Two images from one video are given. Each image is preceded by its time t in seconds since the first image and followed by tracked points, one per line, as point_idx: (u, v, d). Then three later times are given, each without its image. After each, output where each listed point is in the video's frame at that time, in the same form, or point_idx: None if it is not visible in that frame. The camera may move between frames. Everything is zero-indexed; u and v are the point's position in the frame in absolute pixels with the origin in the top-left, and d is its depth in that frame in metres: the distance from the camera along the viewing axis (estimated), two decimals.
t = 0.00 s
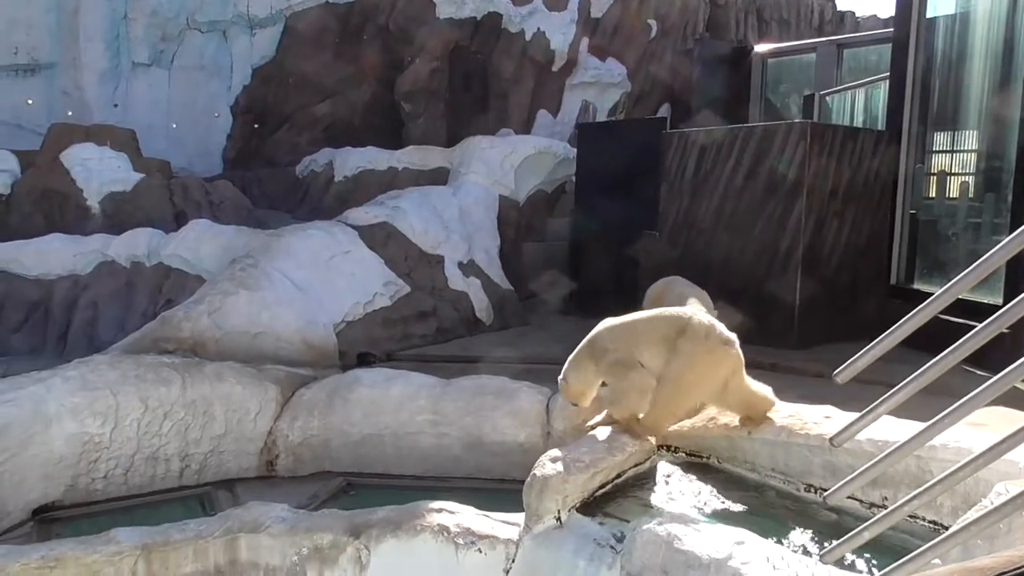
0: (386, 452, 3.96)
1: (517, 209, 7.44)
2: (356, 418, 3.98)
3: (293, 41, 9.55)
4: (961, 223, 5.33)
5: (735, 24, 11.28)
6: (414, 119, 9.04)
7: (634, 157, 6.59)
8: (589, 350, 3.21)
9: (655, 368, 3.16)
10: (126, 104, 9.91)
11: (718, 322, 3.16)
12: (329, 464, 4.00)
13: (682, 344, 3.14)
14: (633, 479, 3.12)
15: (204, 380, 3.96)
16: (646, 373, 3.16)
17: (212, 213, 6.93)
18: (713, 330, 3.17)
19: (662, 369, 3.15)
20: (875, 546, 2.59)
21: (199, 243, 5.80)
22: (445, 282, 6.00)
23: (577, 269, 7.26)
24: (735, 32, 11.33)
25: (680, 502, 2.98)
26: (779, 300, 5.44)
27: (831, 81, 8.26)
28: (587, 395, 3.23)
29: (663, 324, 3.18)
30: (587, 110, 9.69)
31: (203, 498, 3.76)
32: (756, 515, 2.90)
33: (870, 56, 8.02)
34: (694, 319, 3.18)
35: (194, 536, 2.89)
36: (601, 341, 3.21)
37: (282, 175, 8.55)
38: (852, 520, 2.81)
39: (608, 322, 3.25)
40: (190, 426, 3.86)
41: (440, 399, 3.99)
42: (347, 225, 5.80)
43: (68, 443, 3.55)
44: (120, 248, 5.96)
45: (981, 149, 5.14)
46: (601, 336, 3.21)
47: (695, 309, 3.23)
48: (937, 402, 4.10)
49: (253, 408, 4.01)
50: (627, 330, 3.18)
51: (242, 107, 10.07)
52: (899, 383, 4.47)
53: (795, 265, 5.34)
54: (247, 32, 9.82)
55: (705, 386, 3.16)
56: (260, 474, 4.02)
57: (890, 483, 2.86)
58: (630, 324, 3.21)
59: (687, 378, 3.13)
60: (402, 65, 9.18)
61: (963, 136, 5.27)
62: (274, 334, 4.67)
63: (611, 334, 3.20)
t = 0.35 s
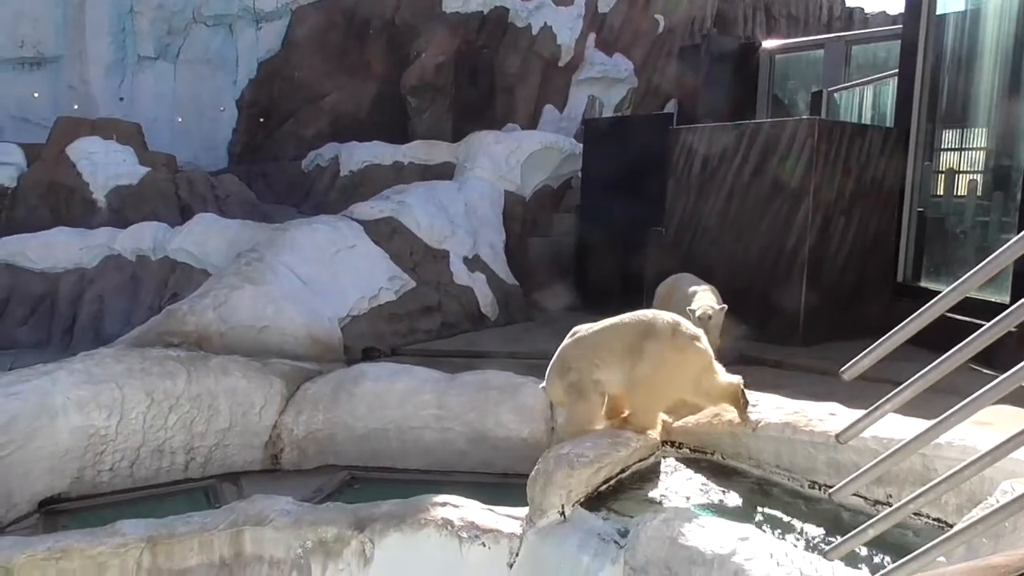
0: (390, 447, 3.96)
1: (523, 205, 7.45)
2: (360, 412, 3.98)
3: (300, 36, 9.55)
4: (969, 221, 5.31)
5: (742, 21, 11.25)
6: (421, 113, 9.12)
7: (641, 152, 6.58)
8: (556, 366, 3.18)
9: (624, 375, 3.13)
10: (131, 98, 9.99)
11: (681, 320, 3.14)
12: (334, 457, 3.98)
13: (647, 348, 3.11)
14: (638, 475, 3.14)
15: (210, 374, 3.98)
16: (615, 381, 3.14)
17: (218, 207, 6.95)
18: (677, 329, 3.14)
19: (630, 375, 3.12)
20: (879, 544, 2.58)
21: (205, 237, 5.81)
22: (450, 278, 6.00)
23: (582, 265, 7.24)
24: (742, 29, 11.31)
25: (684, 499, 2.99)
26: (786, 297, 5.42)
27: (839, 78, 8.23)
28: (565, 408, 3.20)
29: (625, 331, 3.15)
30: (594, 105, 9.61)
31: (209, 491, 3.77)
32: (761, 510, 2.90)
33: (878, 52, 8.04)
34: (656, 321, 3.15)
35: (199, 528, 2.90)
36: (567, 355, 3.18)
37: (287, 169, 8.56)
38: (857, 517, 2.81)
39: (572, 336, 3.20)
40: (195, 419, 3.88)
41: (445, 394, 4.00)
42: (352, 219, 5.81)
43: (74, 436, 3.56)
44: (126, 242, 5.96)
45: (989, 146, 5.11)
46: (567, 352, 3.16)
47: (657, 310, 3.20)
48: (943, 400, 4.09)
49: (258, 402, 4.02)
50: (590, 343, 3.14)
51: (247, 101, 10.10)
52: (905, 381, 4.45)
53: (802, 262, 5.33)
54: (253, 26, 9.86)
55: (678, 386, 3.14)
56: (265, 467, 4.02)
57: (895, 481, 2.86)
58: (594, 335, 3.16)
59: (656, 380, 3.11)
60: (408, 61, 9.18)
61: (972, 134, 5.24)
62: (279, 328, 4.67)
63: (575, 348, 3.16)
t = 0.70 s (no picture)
0: (390, 420, 3.97)
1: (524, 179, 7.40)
2: (361, 386, 3.99)
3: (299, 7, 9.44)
4: (971, 198, 5.30)
5: None
6: (422, 87, 8.84)
7: (643, 127, 6.52)
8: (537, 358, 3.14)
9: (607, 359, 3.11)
10: (128, 70, 9.89)
11: (653, 295, 3.06)
12: (334, 431, 3.99)
13: (623, 329, 3.07)
14: (636, 449, 3.17)
15: (210, 348, 3.98)
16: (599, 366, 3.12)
17: (217, 180, 6.93)
18: (650, 304, 3.07)
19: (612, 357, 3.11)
20: (874, 519, 2.59)
21: (204, 210, 5.86)
22: (451, 253, 5.99)
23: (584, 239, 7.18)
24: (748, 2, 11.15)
25: (682, 471, 3.00)
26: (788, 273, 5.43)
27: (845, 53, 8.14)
28: (553, 394, 3.20)
29: (601, 315, 3.10)
30: (596, 79, 9.54)
31: (210, 465, 3.78)
32: (761, 483, 2.92)
33: (887, 27, 7.82)
34: (629, 300, 3.08)
35: (201, 502, 2.91)
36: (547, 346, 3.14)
37: (287, 143, 8.51)
38: (854, 492, 2.82)
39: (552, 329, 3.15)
40: (195, 393, 3.88)
41: (445, 368, 4.01)
42: (351, 192, 5.72)
43: (75, 410, 3.57)
44: (125, 216, 5.92)
45: (994, 124, 5.10)
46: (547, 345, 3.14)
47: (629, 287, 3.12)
48: (942, 376, 4.10)
49: (259, 376, 4.03)
50: (569, 334, 3.10)
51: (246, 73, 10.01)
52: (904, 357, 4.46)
53: (803, 238, 5.33)
54: None
55: (660, 359, 3.14)
56: (266, 441, 4.04)
57: (893, 456, 2.86)
58: (571, 324, 3.13)
59: (637, 358, 3.11)
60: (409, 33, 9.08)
61: (976, 111, 5.21)
62: (280, 303, 4.68)
63: (554, 339, 3.14)
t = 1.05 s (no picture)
0: (389, 385, 3.99)
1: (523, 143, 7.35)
2: (359, 351, 3.99)
3: None
4: (971, 162, 5.31)
5: None
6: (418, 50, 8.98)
7: (642, 90, 6.45)
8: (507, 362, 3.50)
9: (565, 351, 3.35)
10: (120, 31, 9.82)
11: (587, 285, 3.31)
12: (333, 395, 4.03)
13: (570, 322, 3.33)
14: (634, 413, 3.20)
15: (208, 312, 3.96)
16: (561, 360, 3.37)
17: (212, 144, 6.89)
18: (590, 295, 3.32)
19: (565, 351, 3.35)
20: (870, 481, 2.62)
21: (200, 173, 5.79)
22: (448, 217, 5.96)
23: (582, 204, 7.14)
24: None
25: (680, 434, 3.01)
26: (786, 237, 5.41)
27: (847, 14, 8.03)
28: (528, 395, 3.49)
29: (553, 316, 3.40)
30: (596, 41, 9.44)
31: (209, 428, 3.81)
32: (757, 447, 2.93)
33: None
34: (571, 296, 3.36)
35: (201, 466, 2.92)
36: (515, 352, 3.50)
37: (282, 106, 8.43)
38: (850, 455, 2.85)
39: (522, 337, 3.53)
40: (193, 358, 3.89)
41: (444, 332, 4.01)
42: (348, 157, 5.67)
43: (73, 374, 3.57)
44: (119, 180, 5.87)
45: (995, 87, 5.08)
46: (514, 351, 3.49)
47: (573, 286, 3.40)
48: (939, 341, 4.12)
49: (257, 341, 4.02)
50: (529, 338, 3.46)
51: (239, 36, 9.88)
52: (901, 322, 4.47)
53: (802, 203, 5.30)
54: None
55: (616, 342, 3.29)
56: (265, 405, 4.06)
57: (888, 420, 2.88)
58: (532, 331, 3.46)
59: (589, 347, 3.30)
60: None
61: (978, 75, 5.18)
62: (277, 268, 4.69)
63: (519, 345, 3.48)
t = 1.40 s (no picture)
0: (413, 343, 4.01)
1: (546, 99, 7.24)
2: (383, 310, 4.01)
3: None
4: (1008, 116, 5.19)
5: None
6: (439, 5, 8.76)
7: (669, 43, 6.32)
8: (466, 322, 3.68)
9: (532, 323, 3.59)
10: None
11: (557, 264, 3.56)
12: (357, 352, 4.04)
13: (539, 296, 3.57)
14: (657, 372, 3.21)
15: (233, 271, 3.99)
16: (525, 331, 3.60)
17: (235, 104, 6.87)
18: (558, 272, 3.58)
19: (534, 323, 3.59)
20: (897, 444, 2.60)
21: (224, 132, 5.83)
22: (471, 175, 5.92)
23: (606, 161, 7.06)
24: None
25: (705, 392, 3.02)
26: (815, 193, 5.32)
27: None
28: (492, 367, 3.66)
29: (519, 288, 3.61)
30: None
31: (237, 385, 3.86)
32: (781, 406, 2.92)
33: None
34: (539, 272, 3.60)
35: (230, 421, 2.98)
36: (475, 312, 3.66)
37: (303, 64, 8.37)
38: (877, 417, 2.83)
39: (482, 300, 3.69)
40: (220, 315, 3.93)
41: (468, 290, 4.01)
42: (370, 114, 5.65)
43: (104, 331, 3.64)
44: (144, 138, 5.94)
45: None
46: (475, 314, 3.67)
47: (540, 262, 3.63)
48: (971, 300, 4.05)
49: (282, 299, 4.06)
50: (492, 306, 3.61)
51: None
52: (932, 281, 4.40)
53: (832, 157, 5.19)
54: None
55: (579, 316, 3.60)
56: (291, 362, 4.10)
57: (916, 381, 2.84)
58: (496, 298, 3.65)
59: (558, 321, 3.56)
60: None
61: (1019, 24, 5.06)
62: (301, 226, 4.70)
63: (483, 308, 3.66)
